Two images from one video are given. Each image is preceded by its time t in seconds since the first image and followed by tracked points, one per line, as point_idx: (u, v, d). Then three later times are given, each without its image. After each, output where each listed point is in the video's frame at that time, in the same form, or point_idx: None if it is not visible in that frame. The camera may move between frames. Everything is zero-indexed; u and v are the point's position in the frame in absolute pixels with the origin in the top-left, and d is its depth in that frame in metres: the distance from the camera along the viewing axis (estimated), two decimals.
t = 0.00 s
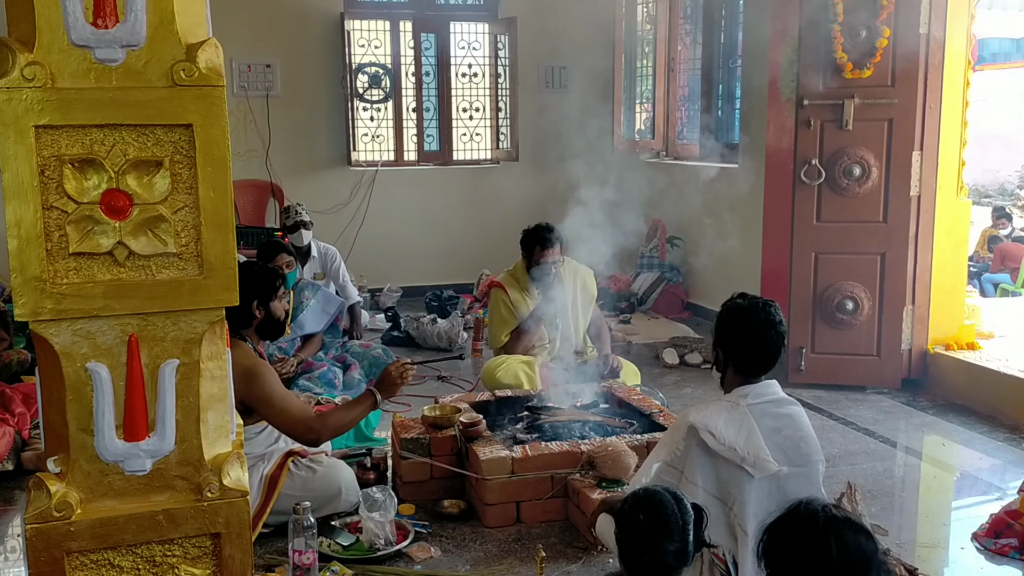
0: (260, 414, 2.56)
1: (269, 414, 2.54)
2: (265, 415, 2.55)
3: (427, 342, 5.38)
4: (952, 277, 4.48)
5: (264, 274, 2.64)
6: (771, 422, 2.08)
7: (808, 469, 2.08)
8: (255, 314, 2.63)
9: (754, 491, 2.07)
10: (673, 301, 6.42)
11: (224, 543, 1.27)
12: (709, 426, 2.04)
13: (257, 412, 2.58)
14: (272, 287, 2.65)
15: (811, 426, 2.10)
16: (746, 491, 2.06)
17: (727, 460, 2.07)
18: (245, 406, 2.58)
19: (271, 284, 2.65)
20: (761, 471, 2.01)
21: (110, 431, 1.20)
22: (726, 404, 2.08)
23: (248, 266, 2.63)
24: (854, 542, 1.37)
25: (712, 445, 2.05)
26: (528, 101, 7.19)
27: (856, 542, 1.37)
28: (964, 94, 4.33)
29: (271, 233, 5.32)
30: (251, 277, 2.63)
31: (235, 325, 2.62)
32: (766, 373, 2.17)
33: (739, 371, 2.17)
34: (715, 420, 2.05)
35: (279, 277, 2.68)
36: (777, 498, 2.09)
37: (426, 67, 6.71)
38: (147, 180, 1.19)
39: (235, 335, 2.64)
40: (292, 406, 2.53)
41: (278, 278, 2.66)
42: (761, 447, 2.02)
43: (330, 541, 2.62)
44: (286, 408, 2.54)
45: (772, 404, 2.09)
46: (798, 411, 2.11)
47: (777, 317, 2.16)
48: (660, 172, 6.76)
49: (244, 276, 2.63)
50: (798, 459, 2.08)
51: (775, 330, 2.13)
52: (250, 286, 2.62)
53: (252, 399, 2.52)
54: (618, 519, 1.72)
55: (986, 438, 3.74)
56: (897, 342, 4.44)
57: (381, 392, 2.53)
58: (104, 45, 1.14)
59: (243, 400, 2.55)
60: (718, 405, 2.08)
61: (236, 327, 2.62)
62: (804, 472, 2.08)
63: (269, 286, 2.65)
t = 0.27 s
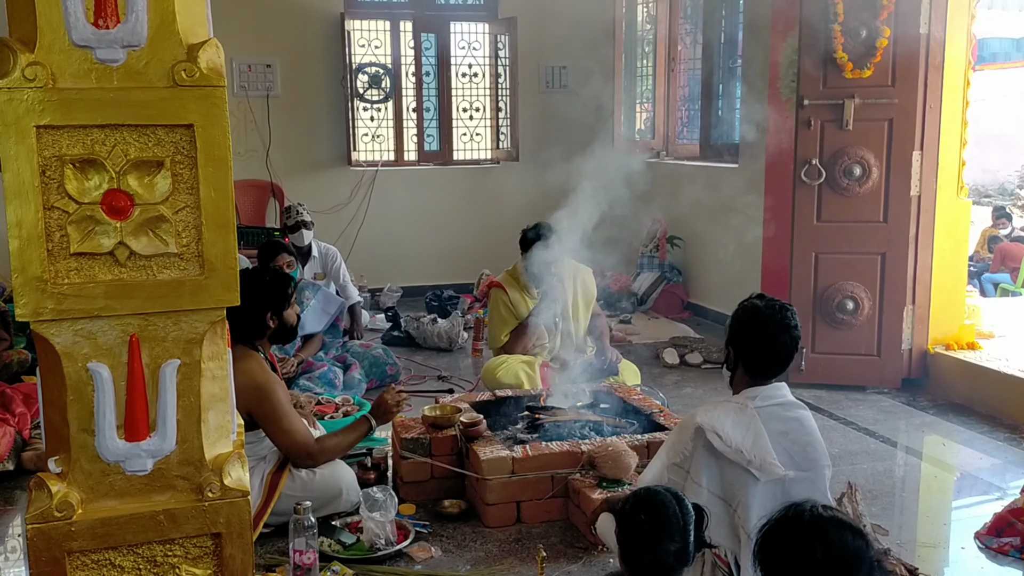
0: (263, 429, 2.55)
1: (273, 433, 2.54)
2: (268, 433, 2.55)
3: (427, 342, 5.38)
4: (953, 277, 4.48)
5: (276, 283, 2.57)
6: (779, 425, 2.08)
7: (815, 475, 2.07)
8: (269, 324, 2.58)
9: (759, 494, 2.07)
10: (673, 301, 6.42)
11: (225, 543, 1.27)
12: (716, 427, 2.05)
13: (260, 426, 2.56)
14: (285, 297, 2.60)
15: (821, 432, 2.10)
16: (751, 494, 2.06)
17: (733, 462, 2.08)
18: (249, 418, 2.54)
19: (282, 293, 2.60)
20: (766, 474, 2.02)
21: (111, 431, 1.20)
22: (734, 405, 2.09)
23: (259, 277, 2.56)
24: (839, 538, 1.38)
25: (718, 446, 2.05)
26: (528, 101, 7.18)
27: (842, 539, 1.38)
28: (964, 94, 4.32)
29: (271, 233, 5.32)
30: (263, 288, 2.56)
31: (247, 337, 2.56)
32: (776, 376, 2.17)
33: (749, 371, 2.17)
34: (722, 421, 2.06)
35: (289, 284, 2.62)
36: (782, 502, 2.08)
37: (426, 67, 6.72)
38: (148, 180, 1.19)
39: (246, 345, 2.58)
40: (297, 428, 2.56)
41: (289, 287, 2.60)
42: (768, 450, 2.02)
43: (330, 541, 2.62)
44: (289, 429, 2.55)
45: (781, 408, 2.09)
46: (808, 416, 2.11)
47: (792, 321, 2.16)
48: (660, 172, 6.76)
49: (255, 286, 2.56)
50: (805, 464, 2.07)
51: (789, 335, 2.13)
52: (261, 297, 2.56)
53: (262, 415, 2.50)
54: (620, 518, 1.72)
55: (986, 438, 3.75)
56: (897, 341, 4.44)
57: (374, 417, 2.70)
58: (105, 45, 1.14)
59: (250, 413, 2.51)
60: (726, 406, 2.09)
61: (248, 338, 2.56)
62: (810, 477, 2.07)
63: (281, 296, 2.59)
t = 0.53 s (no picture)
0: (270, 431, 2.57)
1: (278, 435, 2.54)
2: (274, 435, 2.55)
3: (427, 341, 5.38)
4: (952, 276, 4.48)
5: (297, 292, 2.57)
6: (780, 425, 2.08)
7: (815, 475, 2.08)
8: (284, 331, 2.58)
9: (757, 493, 2.07)
10: (673, 299, 6.42)
11: (225, 542, 1.27)
12: (716, 425, 2.05)
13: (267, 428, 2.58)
14: (304, 306, 2.58)
15: (822, 432, 2.10)
16: (750, 493, 2.07)
17: (733, 460, 2.08)
18: (257, 420, 2.57)
19: (303, 302, 2.59)
20: (765, 473, 2.02)
21: (111, 430, 1.20)
22: (736, 404, 2.09)
23: (282, 283, 2.55)
24: (833, 535, 1.39)
25: (718, 444, 2.05)
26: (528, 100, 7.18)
27: (838, 537, 1.38)
28: (964, 92, 4.33)
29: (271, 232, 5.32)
30: (284, 295, 2.56)
31: (263, 340, 2.58)
32: (779, 375, 2.17)
33: (752, 369, 2.17)
34: (723, 419, 2.06)
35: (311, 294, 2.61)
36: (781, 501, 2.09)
37: (426, 66, 6.72)
38: (147, 179, 1.19)
39: (260, 348, 2.59)
40: (302, 431, 2.56)
41: (310, 297, 2.59)
42: (768, 450, 2.03)
43: (330, 539, 2.62)
44: (294, 432, 2.55)
45: (783, 407, 2.09)
46: (809, 417, 2.11)
47: (797, 321, 2.16)
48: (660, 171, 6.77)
49: (278, 292, 2.56)
50: (805, 464, 2.08)
51: (794, 334, 2.13)
52: (281, 303, 2.56)
53: (269, 416, 2.53)
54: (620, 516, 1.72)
55: (986, 436, 3.75)
56: (897, 340, 4.44)
57: (377, 423, 2.68)
58: (104, 43, 1.14)
59: (258, 414, 2.54)
60: (727, 405, 2.09)
61: (263, 341, 2.58)
62: (810, 477, 2.08)
63: (301, 305, 2.58)
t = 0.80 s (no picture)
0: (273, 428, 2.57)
1: (281, 432, 2.54)
2: (277, 433, 2.56)
3: (425, 338, 5.38)
4: (951, 273, 4.48)
5: (308, 296, 2.55)
6: (779, 422, 2.08)
7: (814, 472, 2.08)
8: (291, 333, 2.58)
9: (756, 489, 2.07)
10: (671, 297, 6.42)
11: (224, 538, 1.27)
12: (716, 420, 2.05)
13: (271, 425, 2.59)
14: (315, 310, 2.57)
15: (821, 429, 2.10)
16: (749, 489, 2.06)
17: (732, 456, 2.07)
18: (261, 417, 2.58)
19: (313, 306, 2.57)
20: (764, 468, 2.02)
21: (109, 427, 1.19)
22: (735, 400, 2.09)
23: (295, 285, 2.54)
24: (832, 532, 1.39)
25: (717, 439, 2.05)
26: (526, 97, 7.16)
27: (835, 534, 1.39)
28: (964, 89, 4.33)
29: (269, 229, 5.31)
30: (294, 298, 2.55)
31: (270, 340, 2.57)
32: (779, 371, 2.17)
33: (752, 365, 2.17)
34: (722, 415, 2.06)
35: (321, 299, 2.59)
36: (779, 498, 2.08)
37: (425, 63, 6.70)
38: (145, 175, 1.19)
39: (267, 346, 2.59)
40: (304, 429, 2.56)
41: (321, 302, 2.58)
42: (767, 446, 2.03)
43: (329, 536, 2.63)
44: (297, 430, 2.54)
45: (782, 404, 2.09)
46: (809, 414, 2.11)
47: (798, 316, 2.16)
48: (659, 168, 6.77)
49: (289, 294, 2.55)
50: (804, 461, 2.08)
51: (794, 329, 2.13)
52: (290, 305, 2.55)
53: (274, 413, 2.53)
54: (620, 512, 1.72)
55: (984, 433, 3.75)
56: (896, 337, 4.44)
57: (378, 422, 2.67)
58: (102, 40, 1.14)
59: (262, 411, 2.56)
60: (727, 401, 2.09)
61: (270, 340, 2.57)
62: (809, 474, 2.08)
63: (311, 309, 2.57)
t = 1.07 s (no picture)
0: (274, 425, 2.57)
1: (281, 428, 2.54)
2: (278, 430, 2.56)
3: (426, 335, 5.38)
4: (951, 270, 4.48)
5: (312, 295, 2.55)
6: (779, 417, 2.08)
7: (813, 468, 2.08)
8: (291, 331, 2.57)
9: (756, 485, 2.07)
10: (672, 293, 6.42)
11: (224, 535, 1.27)
12: (715, 416, 2.06)
13: (271, 422, 2.59)
14: (318, 310, 2.57)
15: (821, 425, 2.10)
16: (748, 484, 2.07)
17: (731, 451, 2.09)
18: (261, 414, 2.58)
19: (317, 306, 2.57)
20: (763, 464, 2.03)
21: (110, 423, 1.19)
22: (735, 395, 2.09)
23: (299, 284, 2.54)
24: (831, 529, 1.39)
25: (715, 434, 2.06)
26: (526, 94, 7.16)
27: (834, 530, 1.39)
28: (964, 86, 4.33)
29: (270, 226, 5.31)
30: (298, 296, 2.55)
31: (271, 337, 2.57)
32: (779, 366, 2.17)
33: (752, 361, 2.17)
34: (721, 410, 2.06)
35: (325, 298, 2.59)
36: (779, 493, 2.09)
37: (425, 59, 6.69)
38: (145, 172, 1.19)
39: (267, 344, 2.59)
40: (304, 425, 2.56)
41: (324, 302, 2.57)
42: (766, 441, 2.03)
43: (330, 533, 2.63)
44: (298, 427, 2.55)
45: (782, 400, 2.08)
46: (809, 410, 2.11)
47: (796, 310, 2.17)
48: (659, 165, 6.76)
49: (293, 292, 2.54)
50: (804, 457, 2.08)
51: (793, 323, 2.14)
52: (293, 304, 2.54)
53: (274, 410, 2.53)
54: (620, 509, 1.72)
55: (984, 430, 3.75)
56: (896, 334, 4.44)
57: (377, 419, 2.68)
58: (102, 36, 1.13)
59: (262, 408, 2.56)
60: (726, 396, 2.09)
61: (271, 338, 2.57)
62: (809, 471, 2.08)
63: (314, 308, 2.57)
